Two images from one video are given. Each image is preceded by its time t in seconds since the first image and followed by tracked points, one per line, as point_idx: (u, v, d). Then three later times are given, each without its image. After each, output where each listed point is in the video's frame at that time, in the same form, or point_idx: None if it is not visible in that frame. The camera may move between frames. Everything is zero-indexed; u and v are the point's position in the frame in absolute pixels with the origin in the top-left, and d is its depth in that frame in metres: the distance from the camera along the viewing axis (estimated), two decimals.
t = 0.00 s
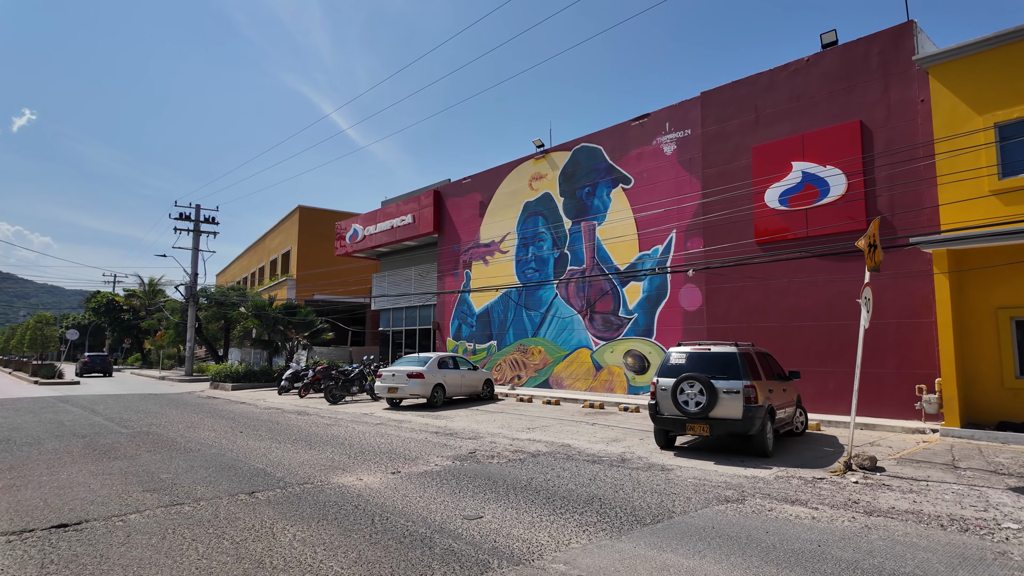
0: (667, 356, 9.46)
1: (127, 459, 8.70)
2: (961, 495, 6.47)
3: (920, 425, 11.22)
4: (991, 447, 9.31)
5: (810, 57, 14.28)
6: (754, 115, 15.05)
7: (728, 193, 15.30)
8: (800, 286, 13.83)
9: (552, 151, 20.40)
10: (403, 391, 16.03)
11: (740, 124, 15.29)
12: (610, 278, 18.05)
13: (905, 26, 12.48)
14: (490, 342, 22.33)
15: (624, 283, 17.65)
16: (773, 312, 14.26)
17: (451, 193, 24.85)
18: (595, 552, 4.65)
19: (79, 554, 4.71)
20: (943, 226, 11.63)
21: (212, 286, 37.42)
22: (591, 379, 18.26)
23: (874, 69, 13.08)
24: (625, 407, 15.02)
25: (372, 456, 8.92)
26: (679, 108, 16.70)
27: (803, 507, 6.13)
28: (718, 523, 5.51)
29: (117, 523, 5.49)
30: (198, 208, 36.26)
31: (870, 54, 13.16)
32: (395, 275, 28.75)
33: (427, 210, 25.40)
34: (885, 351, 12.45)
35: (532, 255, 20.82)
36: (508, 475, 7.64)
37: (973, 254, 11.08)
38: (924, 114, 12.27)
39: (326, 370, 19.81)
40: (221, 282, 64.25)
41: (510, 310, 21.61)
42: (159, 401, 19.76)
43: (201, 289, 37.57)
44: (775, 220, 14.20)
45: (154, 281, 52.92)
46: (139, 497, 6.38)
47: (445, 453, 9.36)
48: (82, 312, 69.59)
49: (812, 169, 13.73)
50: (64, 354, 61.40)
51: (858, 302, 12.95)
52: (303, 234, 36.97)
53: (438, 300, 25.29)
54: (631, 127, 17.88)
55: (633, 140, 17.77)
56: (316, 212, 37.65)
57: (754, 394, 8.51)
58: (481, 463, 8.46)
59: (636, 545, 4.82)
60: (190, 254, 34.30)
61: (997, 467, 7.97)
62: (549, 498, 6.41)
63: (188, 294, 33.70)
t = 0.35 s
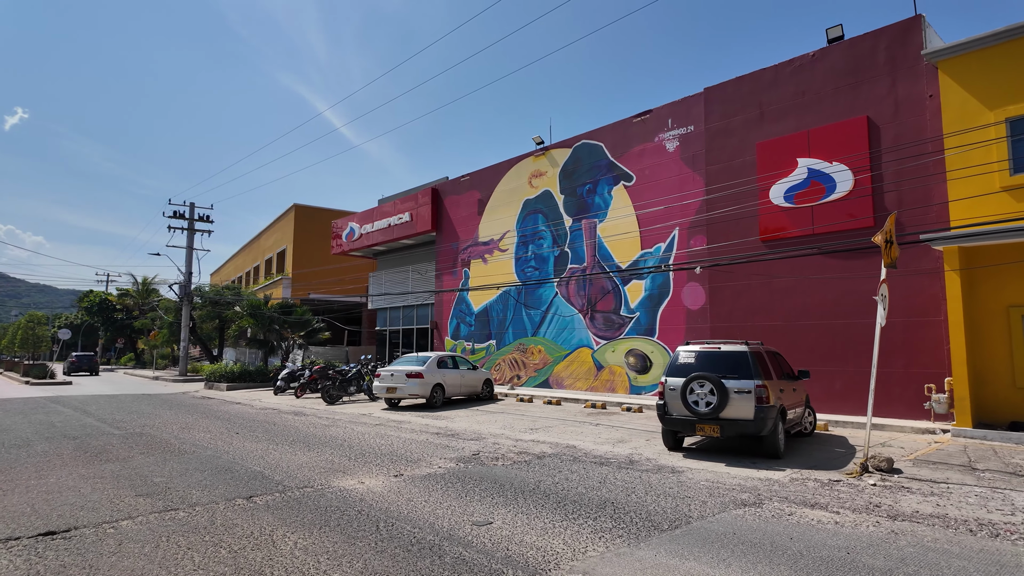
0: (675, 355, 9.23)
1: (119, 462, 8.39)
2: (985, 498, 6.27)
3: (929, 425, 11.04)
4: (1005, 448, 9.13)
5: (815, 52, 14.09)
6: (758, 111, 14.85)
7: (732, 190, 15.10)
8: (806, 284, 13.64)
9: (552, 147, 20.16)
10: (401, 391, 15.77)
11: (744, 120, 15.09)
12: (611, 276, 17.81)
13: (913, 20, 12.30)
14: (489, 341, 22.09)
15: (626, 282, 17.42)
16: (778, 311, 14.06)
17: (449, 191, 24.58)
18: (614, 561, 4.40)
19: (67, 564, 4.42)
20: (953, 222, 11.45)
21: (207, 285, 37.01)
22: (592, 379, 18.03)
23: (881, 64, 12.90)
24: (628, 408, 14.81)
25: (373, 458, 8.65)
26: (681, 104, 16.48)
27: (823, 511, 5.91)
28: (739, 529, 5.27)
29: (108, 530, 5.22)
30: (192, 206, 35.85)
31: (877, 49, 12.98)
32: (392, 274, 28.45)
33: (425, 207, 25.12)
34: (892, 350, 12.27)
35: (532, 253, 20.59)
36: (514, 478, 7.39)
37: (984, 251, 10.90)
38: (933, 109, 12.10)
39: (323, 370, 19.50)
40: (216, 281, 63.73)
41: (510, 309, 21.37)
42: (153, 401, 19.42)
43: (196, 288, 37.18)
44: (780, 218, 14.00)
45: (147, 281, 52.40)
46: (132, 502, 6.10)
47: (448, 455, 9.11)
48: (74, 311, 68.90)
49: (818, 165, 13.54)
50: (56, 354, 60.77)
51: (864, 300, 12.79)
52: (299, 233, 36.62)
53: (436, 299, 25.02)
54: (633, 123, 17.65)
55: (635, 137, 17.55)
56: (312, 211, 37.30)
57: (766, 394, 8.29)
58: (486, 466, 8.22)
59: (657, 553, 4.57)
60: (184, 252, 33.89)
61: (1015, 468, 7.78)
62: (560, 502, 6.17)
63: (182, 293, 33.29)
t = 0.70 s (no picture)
0: (688, 357, 8.97)
1: (114, 467, 8.11)
2: (1017, 506, 6.02)
3: (944, 428, 10.80)
4: None
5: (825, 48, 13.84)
6: (767, 107, 14.60)
7: (740, 188, 14.85)
8: (816, 284, 13.40)
9: (555, 145, 19.88)
10: (403, 392, 15.48)
11: (752, 116, 14.84)
12: (616, 275, 17.55)
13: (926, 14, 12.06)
14: (491, 341, 21.82)
15: (631, 281, 17.16)
16: (787, 311, 13.82)
17: (450, 189, 24.30)
18: None
19: None
20: (968, 221, 11.22)
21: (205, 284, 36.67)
22: (596, 380, 17.77)
23: (893, 60, 12.66)
24: (634, 409, 14.55)
25: (377, 463, 8.37)
26: (688, 100, 16.22)
27: (851, 521, 5.64)
28: (767, 541, 5.01)
29: (101, 543, 4.93)
30: (189, 205, 35.49)
31: (889, 43, 12.74)
32: (391, 274, 28.16)
33: (426, 206, 24.82)
34: (905, 351, 12.04)
35: (534, 252, 20.33)
36: (525, 484, 7.13)
37: (1001, 250, 10.66)
38: (947, 105, 11.86)
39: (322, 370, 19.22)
40: (214, 280, 63.45)
41: (512, 309, 21.11)
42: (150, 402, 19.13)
43: (194, 288, 36.84)
44: (789, 216, 13.77)
45: (144, 280, 52.03)
46: (127, 511, 5.81)
47: (454, 459, 8.83)
48: (71, 310, 68.40)
49: (829, 162, 13.30)
50: (52, 354, 60.30)
51: (876, 300, 12.54)
52: (297, 232, 36.29)
53: (437, 298, 24.74)
54: (638, 120, 17.39)
55: (640, 134, 17.28)
56: (311, 210, 36.99)
57: (783, 397, 8.04)
58: (494, 471, 7.95)
59: (684, 569, 4.31)
60: (182, 252, 33.55)
61: None
62: (575, 511, 5.90)
63: (179, 293, 32.97)
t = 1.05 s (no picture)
0: (704, 356, 8.74)
1: (114, 469, 7.87)
2: None
3: (962, 429, 10.59)
4: None
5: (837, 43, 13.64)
6: (777, 104, 14.39)
7: (749, 186, 14.64)
8: (828, 282, 13.18)
9: (560, 142, 19.67)
10: (408, 391, 15.27)
11: (762, 113, 14.63)
12: (623, 274, 17.33)
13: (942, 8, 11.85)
14: (495, 341, 21.60)
15: (637, 280, 16.94)
16: (798, 310, 13.60)
17: (453, 187, 24.08)
18: None
19: None
20: (986, 217, 11.00)
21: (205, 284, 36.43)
22: (602, 380, 17.53)
23: (907, 54, 12.45)
24: (643, 410, 14.33)
25: (385, 465, 8.15)
26: (696, 97, 16.01)
27: (884, 526, 5.42)
28: (799, 548, 4.78)
29: (102, 550, 4.70)
30: (189, 204, 35.27)
31: (903, 38, 12.53)
32: (393, 273, 27.93)
33: (428, 204, 24.59)
34: (920, 350, 11.82)
35: (539, 251, 20.11)
36: (539, 487, 6.90)
37: (1020, 248, 10.45)
38: (962, 100, 11.66)
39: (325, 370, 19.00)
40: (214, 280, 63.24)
41: (516, 308, 20.89)
42: (149, 402, 18.89)
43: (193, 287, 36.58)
44: (801, 214, 13.57)
45: (143, 280, 51.80)
46: (129, 516, 5.58)
47: (464, 461, 8.61)
48: (69, 310, 68.04)
49: (841, 159, 13.09)
50: (50, 354, 60.02)
51: (889, 298, 12.33)
52: (298, 231, 36.02)
53: (439, 298, 24.50)
54: (645, 117, 17.17)
55: (647, 131, 17.06)
56: (312, 209, 36.76)
57: (803, 398, 7.82)
58: (506, 474, 7.73)
59: None
60: (181, 251, 33.31)
61: None
62: (595, 516, 5.67)
63: (179, 292, 32.73)
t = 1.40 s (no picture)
0: (721, 358, 8.54)
1: (117, 473, 7.65)
2: None
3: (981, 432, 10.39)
4: None
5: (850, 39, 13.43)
6: (789, 101, 14.19)
7: (760, 184, 14.43)
8: (841, 282, 12.98)
9: (566, 141, 19.45)
10: (413, 393, 15.05)
11: (773, 110, 14.42)
12: (630, 273, 17.12)
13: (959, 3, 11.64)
14: (499, 341, 21.39)
15: (645, 280, 16.73)
16: (810, 311, 13.40)
17: (457, 186, 23.86)
18: None
19: None
20: (1005, 216, 10.87)
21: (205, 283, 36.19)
22: (609, 381, 17.32)
23: (922, 51, 12.25)
24: (652, 412, 14.12)
25: (395, 470, 7.94)
26: (705, 94, 15.80)
27: (920, 535, 5.21)
28: (837, 560, 4.57)
29: (107, 561, 4.48)
30: (190, 203, 35.03)
31: (918, 34, 12.32)
32: (395, 272, 27.72)
33: (431, 204, 24.36)
34: (936, 351, 11.62)
35: (545, 251, 19.90)
36: (556, 493, 6.69)
37: None
38: (980, 97, 11.47)
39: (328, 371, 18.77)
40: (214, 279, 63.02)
41: (521, 308, 20.68)
42: (150, 403, 18.65)
43: (193, 287, 36.32)
44: (813, 212, 13.36)
45: (143, 280, 51.54)
46: (134, 524, 5.36)
47: (475, 465, 8.39)
48: (68, 310, 67.71)
49: (855, 157, 12.89)
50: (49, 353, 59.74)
51: (904, 299, 12.12)
52: (299, 230, 35.76)
53: (443, 297, 24.28)
54: (653, 115, 16.95)
55: (655, 129, 16.84)
56: (313, 208, 36.52)
57: (825, 400, 7.62)
58: (520, 478, 7.52)
59: None
60: (182, 250, 33.06)
61: None
62: (619, 524, 5.46)
63: (179, 291, 32.49)
